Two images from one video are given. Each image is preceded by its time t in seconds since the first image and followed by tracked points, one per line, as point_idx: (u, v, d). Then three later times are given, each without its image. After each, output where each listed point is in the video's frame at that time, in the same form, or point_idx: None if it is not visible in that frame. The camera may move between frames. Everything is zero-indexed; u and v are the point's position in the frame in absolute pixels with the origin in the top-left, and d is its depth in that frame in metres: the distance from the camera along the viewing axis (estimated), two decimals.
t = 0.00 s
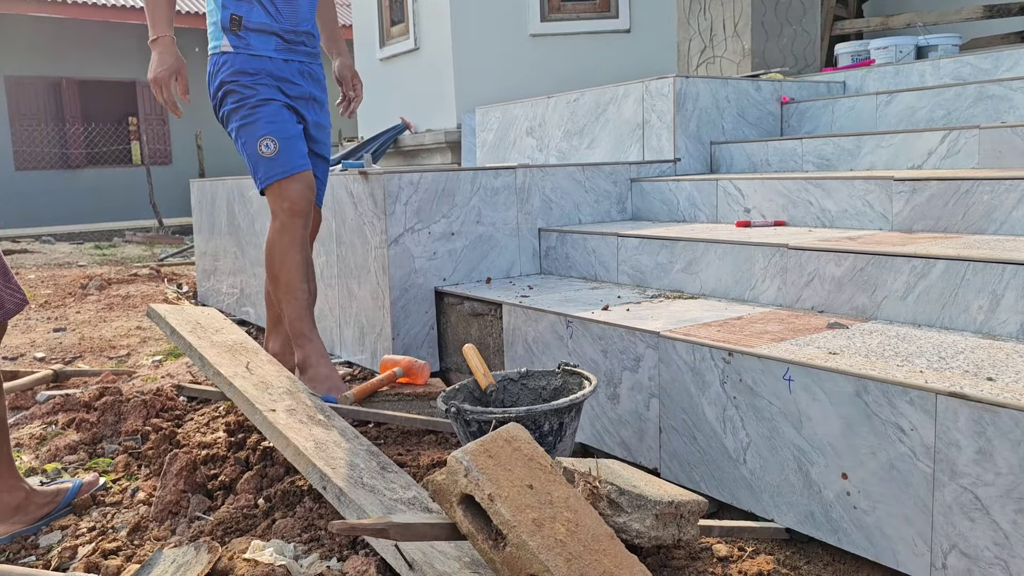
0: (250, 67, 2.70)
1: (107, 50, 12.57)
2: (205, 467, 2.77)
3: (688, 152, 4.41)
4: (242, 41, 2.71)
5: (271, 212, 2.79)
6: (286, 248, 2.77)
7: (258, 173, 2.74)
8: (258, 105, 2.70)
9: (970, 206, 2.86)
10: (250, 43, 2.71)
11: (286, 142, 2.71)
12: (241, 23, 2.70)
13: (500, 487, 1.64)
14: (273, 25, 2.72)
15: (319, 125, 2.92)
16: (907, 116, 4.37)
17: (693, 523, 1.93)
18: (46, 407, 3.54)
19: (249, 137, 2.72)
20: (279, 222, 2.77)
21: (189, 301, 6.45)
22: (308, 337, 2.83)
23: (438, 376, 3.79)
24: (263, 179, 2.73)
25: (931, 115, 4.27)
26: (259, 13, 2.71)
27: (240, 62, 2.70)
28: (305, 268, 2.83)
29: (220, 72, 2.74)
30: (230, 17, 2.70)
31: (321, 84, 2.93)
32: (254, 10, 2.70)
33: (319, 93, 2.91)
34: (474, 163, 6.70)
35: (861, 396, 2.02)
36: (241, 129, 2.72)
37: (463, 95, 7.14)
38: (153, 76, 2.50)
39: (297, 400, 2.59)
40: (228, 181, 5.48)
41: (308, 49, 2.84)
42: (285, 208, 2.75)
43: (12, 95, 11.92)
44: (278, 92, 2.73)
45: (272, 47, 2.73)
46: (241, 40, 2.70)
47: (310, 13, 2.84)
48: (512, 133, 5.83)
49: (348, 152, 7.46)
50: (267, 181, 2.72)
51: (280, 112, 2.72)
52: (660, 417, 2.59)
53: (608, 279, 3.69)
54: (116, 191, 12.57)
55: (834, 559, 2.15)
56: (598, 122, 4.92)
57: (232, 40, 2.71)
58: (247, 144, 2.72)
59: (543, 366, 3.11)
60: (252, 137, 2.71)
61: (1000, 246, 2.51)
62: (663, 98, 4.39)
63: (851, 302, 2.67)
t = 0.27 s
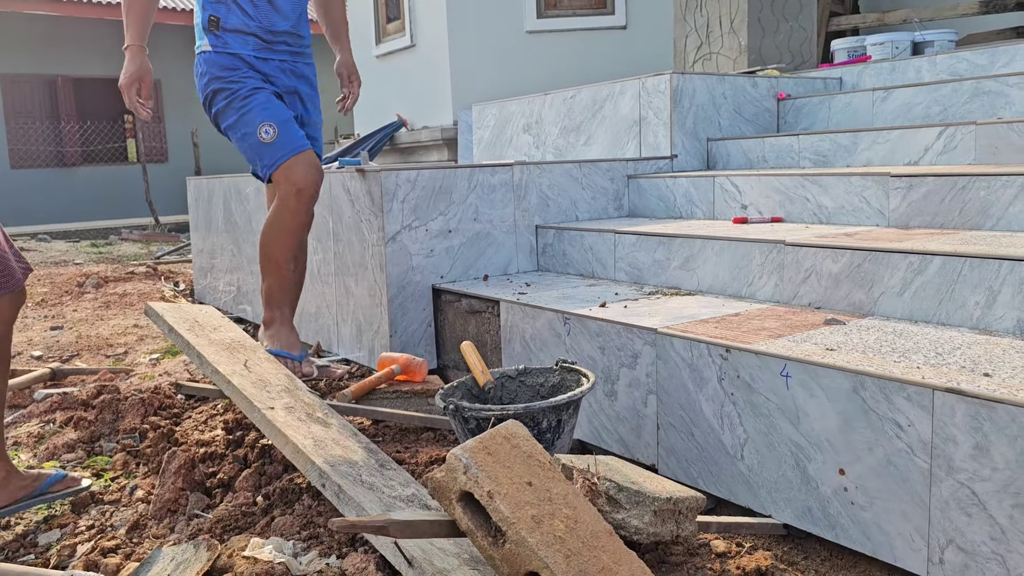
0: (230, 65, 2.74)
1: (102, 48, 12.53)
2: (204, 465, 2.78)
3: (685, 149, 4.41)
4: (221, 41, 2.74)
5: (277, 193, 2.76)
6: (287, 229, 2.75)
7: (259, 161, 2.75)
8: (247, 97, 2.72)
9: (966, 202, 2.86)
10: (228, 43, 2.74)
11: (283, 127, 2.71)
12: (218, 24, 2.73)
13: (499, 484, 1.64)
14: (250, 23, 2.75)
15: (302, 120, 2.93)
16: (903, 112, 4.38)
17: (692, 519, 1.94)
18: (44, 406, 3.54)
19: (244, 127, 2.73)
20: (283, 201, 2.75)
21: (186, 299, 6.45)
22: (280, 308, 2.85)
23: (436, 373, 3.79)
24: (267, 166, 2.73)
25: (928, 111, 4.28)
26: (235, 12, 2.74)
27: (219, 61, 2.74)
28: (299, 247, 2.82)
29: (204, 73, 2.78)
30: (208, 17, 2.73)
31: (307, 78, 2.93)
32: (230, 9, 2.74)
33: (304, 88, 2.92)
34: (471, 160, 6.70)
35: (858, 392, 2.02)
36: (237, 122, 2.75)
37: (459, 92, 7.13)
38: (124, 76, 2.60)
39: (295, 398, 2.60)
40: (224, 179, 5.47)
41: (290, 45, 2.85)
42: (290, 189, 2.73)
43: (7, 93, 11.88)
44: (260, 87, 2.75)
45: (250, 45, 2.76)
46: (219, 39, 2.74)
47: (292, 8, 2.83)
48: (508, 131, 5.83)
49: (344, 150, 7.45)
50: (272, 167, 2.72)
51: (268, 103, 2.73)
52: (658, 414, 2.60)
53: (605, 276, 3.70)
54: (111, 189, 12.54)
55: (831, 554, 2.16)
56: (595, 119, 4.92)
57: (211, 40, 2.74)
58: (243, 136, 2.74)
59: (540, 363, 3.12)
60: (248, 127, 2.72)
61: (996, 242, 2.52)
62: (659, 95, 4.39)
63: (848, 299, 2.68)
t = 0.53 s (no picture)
0: (195, 73, 2.84)
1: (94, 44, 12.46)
2: (198, 463, 2.77)
3: (678, 145, 4.41)
4: (189, 49, 2.86)
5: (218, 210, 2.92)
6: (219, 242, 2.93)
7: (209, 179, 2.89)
8: (206, 112, 2.82)
9: (959, 197, 2.87)
10: (195, 51, 2.85)
11: (234, 149, 2.83)
12: (187, 31, 2.85)
13: (493, 479, 1.65)
14: (216, 32, 2.84)
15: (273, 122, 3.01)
16: (896, 107, 4.39)
17: (686, 514, 1.94)
18: (37, 404, 3.52)
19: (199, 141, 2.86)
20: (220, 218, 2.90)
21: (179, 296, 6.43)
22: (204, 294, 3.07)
23: (430, 370, 3.79)
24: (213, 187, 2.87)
25: (920, 107, 4.29)
26: (204, 21, 2.84)
27: (186, 69, 2.85)
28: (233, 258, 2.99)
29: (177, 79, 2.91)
30: (179, 25, 2.85)
31: (279, 80, 2.99)
32: (200, 18, 2.84)
33: (276, 91, 2.99)
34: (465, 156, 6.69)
35: (850, 387, 2.03)
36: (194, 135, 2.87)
37: (453, 88, 7.12)
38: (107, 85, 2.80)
39: (289, 395, 2.60)
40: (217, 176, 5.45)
41: (260, 48, 2.92)
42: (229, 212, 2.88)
43: None
44: (223, 96, 2.85)
45: (216, 52, 2.85)
46: (188, 47, 2.85)
47: (260, 13, 2.91)
48: (502, 127, 5.82)
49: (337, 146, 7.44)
50: (216, 188, 2.86)
51: (227, 117, 2.83)
52: (652, 409, 2.60)
53: (599, 272, 3.70)
54: (104, 186, 12.48)
55: (825, 549, 2.16)
56: (588, 115, 4.92)
57: (183, 47, 2.86)
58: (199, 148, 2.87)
59: (534, 360, 3.12)
60: (203, 144, 2.85)
61: (988, 237, 2.52)
62: (652, 91, 4.39)
63: (841, 294, 2.68)
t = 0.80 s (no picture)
0: (126, 68, 2.75)
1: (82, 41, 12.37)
2: (187, 459, 2.75)
3: (669, 140, 4.41)
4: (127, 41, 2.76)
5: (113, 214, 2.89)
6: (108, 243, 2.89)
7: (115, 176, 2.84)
8: (120, 109, 2.77)
9: (948, 192, 2.88)
10: (132, 45, 2.75)
11: (132, 152, 2.76)
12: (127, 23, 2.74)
13: (482, 473, 1.64)
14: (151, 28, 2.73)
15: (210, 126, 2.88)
16: (885, 103, 4.40)
17: (676, 508, 1.94)
18: (24, 402, 3.49)
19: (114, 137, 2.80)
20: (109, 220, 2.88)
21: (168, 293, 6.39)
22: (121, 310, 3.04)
23: (420, 366, 3.78)
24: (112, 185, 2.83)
25: (909, 102, 4.30)
26: (143, 15, 2.73)
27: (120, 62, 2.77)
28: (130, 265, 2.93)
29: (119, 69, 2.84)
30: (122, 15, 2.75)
31: (221, 81, 2.85)
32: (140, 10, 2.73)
33: (215, 93, 2.85)
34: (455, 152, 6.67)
35: (840, 380, 2.03)
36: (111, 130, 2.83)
37: (443, 84, 7.10)
38: (50, 65, 2.75)
39: (278, 391, 2.58)
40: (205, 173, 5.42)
41: (201, 47, 2.79)
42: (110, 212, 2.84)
43: None
44: (146, 96, 2.76)
45: (153, 49, 2.74)
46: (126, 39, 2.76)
47: (202, 11, 2.77)
48: (492, 123, 5.80)
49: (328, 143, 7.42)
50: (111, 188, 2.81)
51: (140, 120, 2.77)
52: (642, 404, 2.60)
53: (589, 268, 3.69)
54: (93, 183, 12.39)
55: (815, 542, 2.16)
56: (579, 111, 4.91)
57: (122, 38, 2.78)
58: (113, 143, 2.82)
59: (524, 355, 3.11)
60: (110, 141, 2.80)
61: (976, 231, 2.53)
62: (642, 87, 4.39)
63: (831, 288, 2.68)
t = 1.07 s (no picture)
0: (35, 93, 2.76)
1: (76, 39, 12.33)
2: (179, 456, 2.75)
3: (662, 138, 4.41)
4: (37, 66, 2.79)
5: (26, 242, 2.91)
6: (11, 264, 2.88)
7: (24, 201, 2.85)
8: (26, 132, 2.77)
9: (939, 188, 2.89)
10: (42, 69, 2.77)
11: (35, 176, 2.76)
12: (37, 48, 2.78)
13: (472, 467, 1.64)
14: (58, 51, 2.74)
15: (130, 144, 2.85)
16: (878, 100, 4.41)
17: (667, 502, 1.94)
18: (16, 400, 3.48)
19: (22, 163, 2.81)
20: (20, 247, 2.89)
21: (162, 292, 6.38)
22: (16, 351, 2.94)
23: (414, 364, 3.78)
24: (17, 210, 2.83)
25: (902, 100, 4.31)
26: (51, 39, 2.75)
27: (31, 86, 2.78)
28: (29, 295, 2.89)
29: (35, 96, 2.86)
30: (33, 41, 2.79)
31: (133, 101, 2.81)
32: (48, 35, 2.75)
33: (126, 113, 2.81)
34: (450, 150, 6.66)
35: (831, 375, 2.03)
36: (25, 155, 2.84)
37: (437, 82, 7.09)
38: None
39: (270, 387, 2.58)
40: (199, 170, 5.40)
41: (112, 68, 2.78)
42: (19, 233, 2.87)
43: None
44: (56, 119, 2.75)
45: (61, 71, 2.74)
46: (37, 64, 2.78)
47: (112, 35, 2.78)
48: (486, 120, 5.80)
49: (322, 141, 7.41)
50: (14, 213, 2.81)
51: (46, 144, 2.76)
52: (634, 400, 2.60)
53: (583, 265, 3.69)
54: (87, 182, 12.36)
55: (806, 537, 2.17)
56: (573, 108, 4.91)
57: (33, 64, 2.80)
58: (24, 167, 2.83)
59: (517, 352, 3.11)
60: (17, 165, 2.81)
61: (967, 227, 2.54)
62: (636, 84, 4.39)
63: (823, 284, 2.69)
